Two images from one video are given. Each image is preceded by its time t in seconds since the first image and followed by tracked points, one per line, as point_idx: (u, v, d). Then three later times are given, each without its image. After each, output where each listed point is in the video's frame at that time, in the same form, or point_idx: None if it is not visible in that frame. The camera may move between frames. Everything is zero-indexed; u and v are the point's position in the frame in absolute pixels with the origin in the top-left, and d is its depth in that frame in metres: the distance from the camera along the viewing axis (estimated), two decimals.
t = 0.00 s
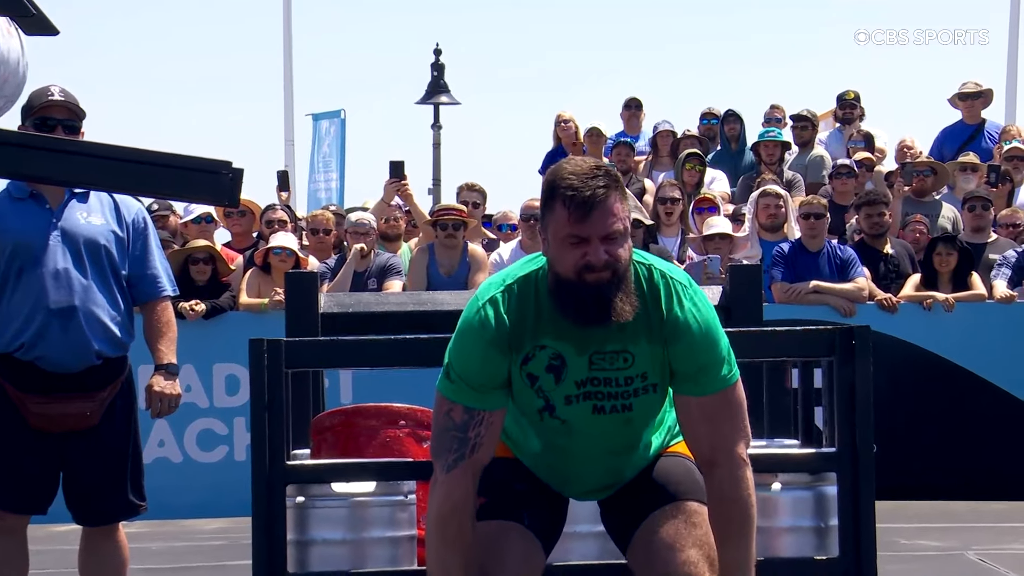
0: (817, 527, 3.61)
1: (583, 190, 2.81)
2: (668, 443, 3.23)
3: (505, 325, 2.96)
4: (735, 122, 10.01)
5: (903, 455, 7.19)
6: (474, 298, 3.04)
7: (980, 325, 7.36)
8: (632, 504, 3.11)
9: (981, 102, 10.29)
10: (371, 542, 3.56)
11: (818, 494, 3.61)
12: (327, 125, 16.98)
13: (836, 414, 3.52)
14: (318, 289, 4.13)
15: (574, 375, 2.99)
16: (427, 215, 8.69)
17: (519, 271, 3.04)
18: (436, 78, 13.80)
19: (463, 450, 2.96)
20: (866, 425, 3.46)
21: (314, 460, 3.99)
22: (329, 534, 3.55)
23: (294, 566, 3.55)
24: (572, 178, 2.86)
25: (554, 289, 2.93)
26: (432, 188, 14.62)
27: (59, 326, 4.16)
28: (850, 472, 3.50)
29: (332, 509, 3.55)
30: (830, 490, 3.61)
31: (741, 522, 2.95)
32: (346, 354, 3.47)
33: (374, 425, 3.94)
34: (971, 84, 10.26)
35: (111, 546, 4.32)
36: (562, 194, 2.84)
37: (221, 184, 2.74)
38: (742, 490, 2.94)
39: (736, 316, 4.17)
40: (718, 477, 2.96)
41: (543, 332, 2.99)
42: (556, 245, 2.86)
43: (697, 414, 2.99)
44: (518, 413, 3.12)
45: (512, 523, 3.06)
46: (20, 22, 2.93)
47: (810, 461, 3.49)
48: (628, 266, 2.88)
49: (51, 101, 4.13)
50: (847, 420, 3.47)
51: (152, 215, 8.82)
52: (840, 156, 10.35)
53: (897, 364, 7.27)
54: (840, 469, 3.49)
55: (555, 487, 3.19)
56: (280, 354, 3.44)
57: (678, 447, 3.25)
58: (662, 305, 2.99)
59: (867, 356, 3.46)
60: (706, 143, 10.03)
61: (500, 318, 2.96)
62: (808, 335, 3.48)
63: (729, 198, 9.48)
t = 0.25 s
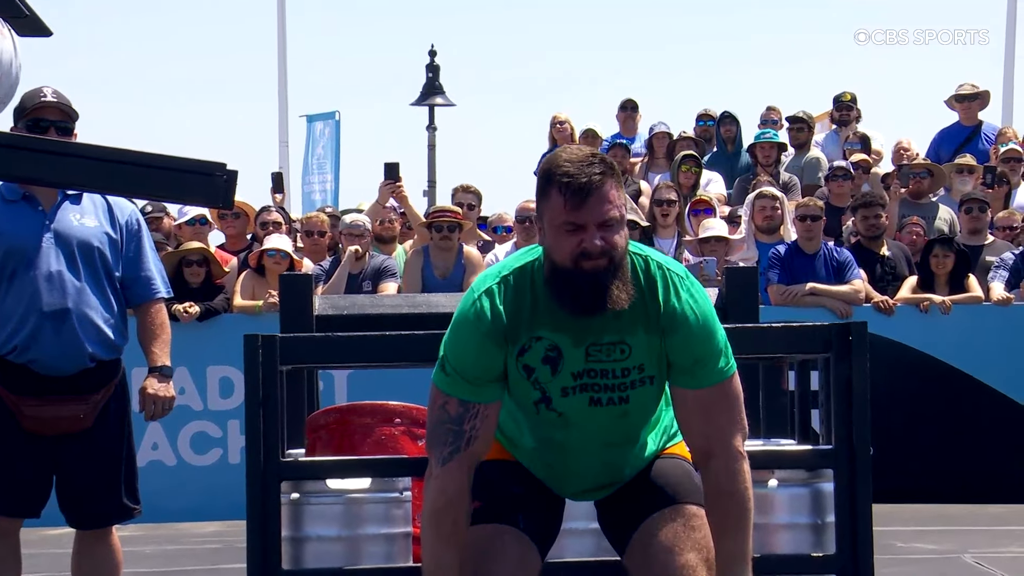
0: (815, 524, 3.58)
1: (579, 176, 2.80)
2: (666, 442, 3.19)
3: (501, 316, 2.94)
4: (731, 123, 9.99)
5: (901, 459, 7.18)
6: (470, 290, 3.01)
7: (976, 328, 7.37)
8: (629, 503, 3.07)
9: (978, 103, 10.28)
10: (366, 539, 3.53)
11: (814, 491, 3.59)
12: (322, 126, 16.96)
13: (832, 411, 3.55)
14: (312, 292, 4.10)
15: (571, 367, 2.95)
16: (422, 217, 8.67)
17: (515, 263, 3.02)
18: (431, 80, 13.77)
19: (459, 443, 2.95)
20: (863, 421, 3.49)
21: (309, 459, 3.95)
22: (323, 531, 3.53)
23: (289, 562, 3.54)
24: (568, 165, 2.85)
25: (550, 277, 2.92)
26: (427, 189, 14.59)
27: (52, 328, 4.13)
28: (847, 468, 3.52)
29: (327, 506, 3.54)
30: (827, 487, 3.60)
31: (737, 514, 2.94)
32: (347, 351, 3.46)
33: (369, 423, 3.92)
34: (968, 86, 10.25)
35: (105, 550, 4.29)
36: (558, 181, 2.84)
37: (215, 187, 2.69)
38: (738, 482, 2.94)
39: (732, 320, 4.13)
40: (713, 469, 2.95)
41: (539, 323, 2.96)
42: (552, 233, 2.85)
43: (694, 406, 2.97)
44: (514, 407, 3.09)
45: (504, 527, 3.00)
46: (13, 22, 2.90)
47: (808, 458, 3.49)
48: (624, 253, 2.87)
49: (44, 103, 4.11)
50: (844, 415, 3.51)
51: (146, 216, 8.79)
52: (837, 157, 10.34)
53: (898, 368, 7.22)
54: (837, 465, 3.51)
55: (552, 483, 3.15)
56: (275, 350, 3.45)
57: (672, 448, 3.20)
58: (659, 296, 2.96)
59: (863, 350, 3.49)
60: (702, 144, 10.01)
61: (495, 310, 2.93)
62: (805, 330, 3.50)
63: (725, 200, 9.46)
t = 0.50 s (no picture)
0: (812, 522, 3.55)
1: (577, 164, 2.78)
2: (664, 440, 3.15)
3: (499, 308, 2.91)
4: (728, 125, 9.97)
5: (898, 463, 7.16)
6: (467, 283, 2.98)
7: (974, 331, 7.34)
8: (627, 502, 3.03)
9: (975, 105, 10.28)
10: (362, 537, 3.52)
11: (812, 489, 3.56)
12: (317, 128, 16.94)
13: (829, 412, 3.53)
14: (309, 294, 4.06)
15: (568, 360, 2.92)
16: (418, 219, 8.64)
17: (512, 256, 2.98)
18: (427, 81, 13.74)
19: (456, 437, 2.92)
20: (860, 420, 3.48)
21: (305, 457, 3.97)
22: (319, 528, 3.51)
23: (283, 560, 3.50)
24: (564, 154, 2.83)
25: (546, 269, 2.88)
26: (422, 191, 14.57)
27: (46, 331, 4.11)
28: (844, 467, 3.49)
29: (323, 503, 3.51)
30: (824, 485, 3.56)
31: (733, 510, 2.93)
32: (341, 348, 3.44)
33: (365, 422, 3.92)
34: (965, 87, 10.24)
35: (99, 553, 4.26)
36: (555, 170, 2.81)
37: (211, 188, 2.81)
38: (736, 477, 2.92)
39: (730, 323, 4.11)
40: (710, 463, 2.93)
41: (536, 316, 2.93)
42: (550, 222, 2.82)
43: (692, 400, 2.94)
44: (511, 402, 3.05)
45: (496, 529, 2.95)
46: (6, 23, 2.87)
47: (805, 455, 3.49)
48: (621, 242, 2.84)
49: (38, 105, 4.06)
50: (840, 415, 3.49)
51: (140, 218, 8.76)
52: (834, 159, 10.32)
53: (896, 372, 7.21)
54: (834, 465, 3.48)
55: (549, 482, 3.09)
56: (270, 346, 3.42)
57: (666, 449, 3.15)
58: (657, 289, 2.93)
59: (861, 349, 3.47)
60: (699, 146, 10.00)
61: (493, 303, 2.90)
62: (803, 328, 3.48)
63: (722, 202, 9.45)
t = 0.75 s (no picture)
0: (808, 520, 3.55)
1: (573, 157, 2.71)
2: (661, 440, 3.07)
3: (494, 302, 2.85)
4: (724, 128, 9.96)
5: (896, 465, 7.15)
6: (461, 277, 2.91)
7: (972, 333, 7.31)
8: (620, 501, 2.95)
9: (972, 108, 10.28)
10: (358, 534, 3.53)
11: (807, 487, 3.56)
12: (312, 130, 16.92)
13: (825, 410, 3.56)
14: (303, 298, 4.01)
15: (563, 354, 2.85)
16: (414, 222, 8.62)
17: (507, 249, 2.92)
18: (422, 84, 13.72)
19: (450, 432, 2.87)
20: (856, 416, 3.50)
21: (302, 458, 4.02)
22: (314, 526, 3.52)
23: (278, 559, 3.51)
24: (560, 147, 2.76)
25: (543, 264, 2.81)
26: (418, 194, 14.54)
27: (40, 334, 4.08)
28: (840, 464, 3.51)
29: (318, 502, 3.52)
30: (821, 483, 3.55)
31: (730, 506, 2.89)
32: (333, 346, 3.49)
33: (360, 421, 3.94)
34: (962, 90, 10.24)
35: (92, 557, 4.23)
36: (551, 163, 2.74)
37: (206, 191, 2.65)
38: (733, 473, 2.88)
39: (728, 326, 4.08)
40: (707, 458, 2.89)
41: (532, 310, 2.86)
42: (546, 216, 2.75)
43: (688, 396, 2.88)
44: (506, 399, 2.98)
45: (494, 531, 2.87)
46: None
47: (802, 453, 3.50)
48: (618, 237, 2.77)
49: (31, 107, 4.03)
50: (837, 412, 3.51)
51: (135, 221, 8.72)
52: (830, 162, 10.32)
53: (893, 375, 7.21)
54: (830, 463, 3.50)
55: (544, 481, 3.02)
56: (265, 345, 3.46)
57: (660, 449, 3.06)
58: (653, 283, 2.88)
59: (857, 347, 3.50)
60: (695, 149, 9.99)
61: (488, 297, 2.84)
62: (800, 325, 3.51)
63: (718, 205, 9.43)
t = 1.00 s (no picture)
0: (805, 518, 3.57)
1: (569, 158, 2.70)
2: (659, 445, 3.04)
3: (488, 298, 2.83)
4: (721, 130, 9.94)
5: (894, 469, 7.14)
6: (457, 275, 2.89)
7: (968, 336, 7.30)
8: (618, 504, 2.93)
9: (970, 110, 10.27)
10: (353, 533, 3.53)
11: (805, 486, 3.57)
12: (307, 132, 16.91)
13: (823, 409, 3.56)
14: (300, 301, 3.99)
15: (559, 351, 2.82)
16: (409, 224, 8.59)
17: (503, 246, 2.90)
18: (418, 86, 13.70)
19: (444, 428, 2.84)
20: (854, 415, 3.50)
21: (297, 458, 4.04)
22: (309, 525, 3.53)
23: (273, 558, 3.52)
24: (556, 145, 2.75)
25: (537, 260, 2.79)
26: (414, 196, 14.52)
27: (35, 337, 4.05)
28: (837, 462, 3.51)
29: (313, 500, 3.53)
30: (818, 482, 3.57)
31: (728, 503, 2.87)
32: (323, 344, 3.47)
33: (355, 420, 3.97)
34: (960, 92, 10.23)
35: (87, 562, 4.21)
36: (547, 161, 2.73)
37: (198, 193, 2.76)
38: (731, 469, 2.87)
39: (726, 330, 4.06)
40: (704, 456, 2.87)
41: (527, 306, 2.85)
42: (541, 214, 2.74)
43: (685, 391, 2.87)
44: (501, 397, 2.96)
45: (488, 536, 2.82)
46: None
47: (799, 451, 3.51)
48: (613, 235, 2.76)
49: (25, 109, 4.00)
50: (834, 410, 3.52)
51: (130, 224, 8.69)
52: (827, 164, 10.31)
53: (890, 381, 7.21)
54: (828, 462, 3.51)
55: (540, 481, 2.99)
56: (259, 343, 3.47)
57: (659, 453, 3.02)
58: (649, 279, 2.86)
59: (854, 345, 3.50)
60: (692, 151, 9.97)
61: (483, 293, 2.82)
62: (798, 325, 3.51)
63: (715, 207, 9.42)
